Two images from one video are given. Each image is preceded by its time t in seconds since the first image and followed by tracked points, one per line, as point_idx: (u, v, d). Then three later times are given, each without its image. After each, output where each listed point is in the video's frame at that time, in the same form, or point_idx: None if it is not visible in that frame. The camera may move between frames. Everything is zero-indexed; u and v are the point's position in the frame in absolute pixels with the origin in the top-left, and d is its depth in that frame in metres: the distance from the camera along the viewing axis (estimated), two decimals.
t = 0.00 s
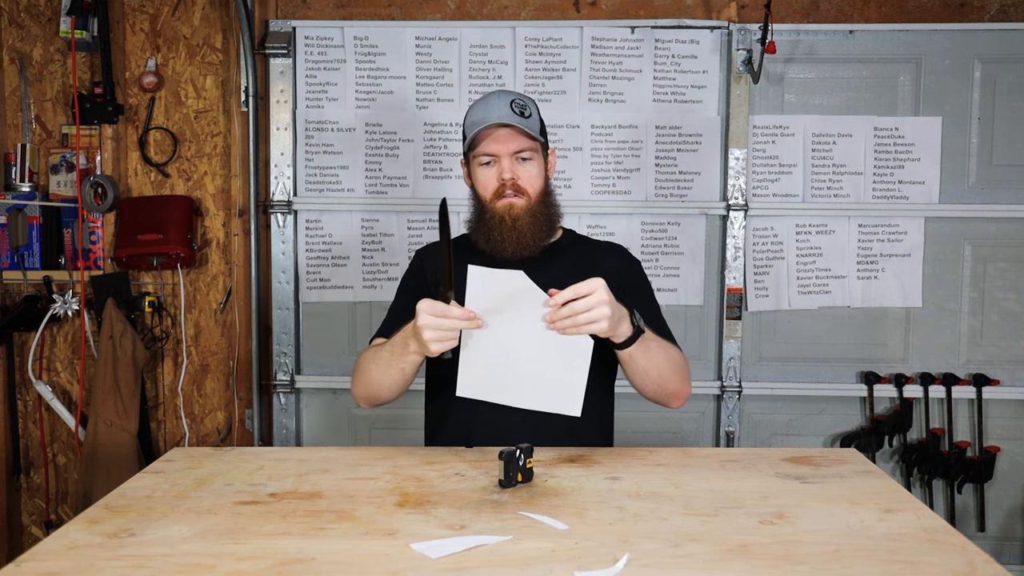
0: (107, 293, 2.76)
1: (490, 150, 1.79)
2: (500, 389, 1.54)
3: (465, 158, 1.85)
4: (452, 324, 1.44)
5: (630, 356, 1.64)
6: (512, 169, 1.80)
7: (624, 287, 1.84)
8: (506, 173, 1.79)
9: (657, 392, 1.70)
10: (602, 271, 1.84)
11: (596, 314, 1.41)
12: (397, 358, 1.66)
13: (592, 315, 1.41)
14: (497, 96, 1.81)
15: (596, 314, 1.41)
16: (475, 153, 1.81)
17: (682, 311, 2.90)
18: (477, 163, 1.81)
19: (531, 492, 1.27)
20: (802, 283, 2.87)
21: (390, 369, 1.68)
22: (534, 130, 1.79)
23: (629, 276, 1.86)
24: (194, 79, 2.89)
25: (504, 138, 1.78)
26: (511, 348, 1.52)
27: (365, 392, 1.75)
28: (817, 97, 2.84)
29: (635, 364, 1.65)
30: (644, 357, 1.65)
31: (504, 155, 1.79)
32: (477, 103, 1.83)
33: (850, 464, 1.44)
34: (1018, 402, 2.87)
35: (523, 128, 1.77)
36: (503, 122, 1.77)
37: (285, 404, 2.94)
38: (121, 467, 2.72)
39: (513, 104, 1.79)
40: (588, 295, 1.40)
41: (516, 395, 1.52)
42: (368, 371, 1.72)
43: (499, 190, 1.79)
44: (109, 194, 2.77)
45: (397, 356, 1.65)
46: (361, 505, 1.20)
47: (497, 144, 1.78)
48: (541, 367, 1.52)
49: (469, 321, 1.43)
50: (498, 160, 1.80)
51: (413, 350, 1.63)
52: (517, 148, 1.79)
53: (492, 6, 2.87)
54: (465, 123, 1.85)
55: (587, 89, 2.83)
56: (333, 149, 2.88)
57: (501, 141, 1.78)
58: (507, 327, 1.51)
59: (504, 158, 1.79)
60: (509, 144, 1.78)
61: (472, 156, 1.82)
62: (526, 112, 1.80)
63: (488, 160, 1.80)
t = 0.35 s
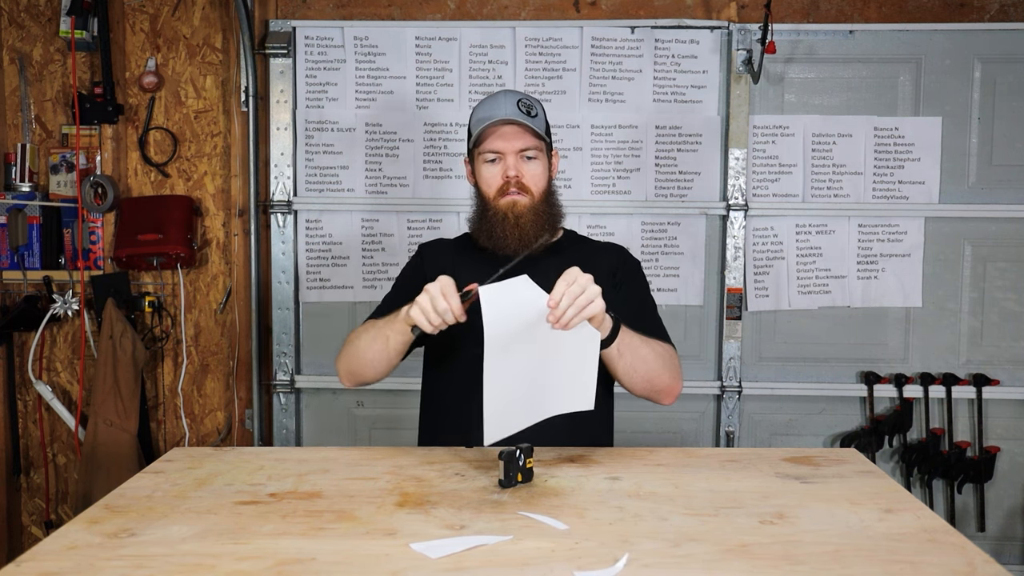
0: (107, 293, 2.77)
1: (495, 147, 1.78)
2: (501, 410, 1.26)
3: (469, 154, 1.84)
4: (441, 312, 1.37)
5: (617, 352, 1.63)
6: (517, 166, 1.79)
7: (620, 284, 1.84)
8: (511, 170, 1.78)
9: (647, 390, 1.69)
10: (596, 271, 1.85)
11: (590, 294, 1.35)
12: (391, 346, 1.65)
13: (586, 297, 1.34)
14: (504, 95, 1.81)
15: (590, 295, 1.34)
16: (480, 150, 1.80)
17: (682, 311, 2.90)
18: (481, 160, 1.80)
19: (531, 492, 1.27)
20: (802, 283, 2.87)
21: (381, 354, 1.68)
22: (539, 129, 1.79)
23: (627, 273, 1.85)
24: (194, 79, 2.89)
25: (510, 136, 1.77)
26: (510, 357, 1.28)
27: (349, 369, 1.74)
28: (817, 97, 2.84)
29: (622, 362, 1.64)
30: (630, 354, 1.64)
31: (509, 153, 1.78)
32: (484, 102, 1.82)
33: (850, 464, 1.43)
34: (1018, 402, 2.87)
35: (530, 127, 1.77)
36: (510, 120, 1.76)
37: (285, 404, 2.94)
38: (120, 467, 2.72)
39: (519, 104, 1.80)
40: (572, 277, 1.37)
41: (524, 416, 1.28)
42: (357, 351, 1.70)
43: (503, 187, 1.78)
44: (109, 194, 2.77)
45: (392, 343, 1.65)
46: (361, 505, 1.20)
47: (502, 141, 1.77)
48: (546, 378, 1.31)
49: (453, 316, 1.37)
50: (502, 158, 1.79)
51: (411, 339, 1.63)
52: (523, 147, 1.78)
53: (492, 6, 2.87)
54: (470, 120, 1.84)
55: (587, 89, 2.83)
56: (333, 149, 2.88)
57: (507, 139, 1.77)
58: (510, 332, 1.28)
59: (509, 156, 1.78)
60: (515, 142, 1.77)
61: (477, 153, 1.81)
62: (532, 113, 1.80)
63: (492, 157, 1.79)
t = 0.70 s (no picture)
0: (107, 293, 2.77)
1: (493, 147, 1.77)
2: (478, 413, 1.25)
3: (468, 155, 1.84)
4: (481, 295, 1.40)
5: (605, 352, 1.63)
6: (516, 166, 1.79)
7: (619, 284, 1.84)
8: (510, 170, 1.78)
9: (639, 391, 1.68)
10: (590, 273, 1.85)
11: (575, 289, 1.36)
12: (415, 322, 1.64)
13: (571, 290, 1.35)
14: (501, 94, 1.79)
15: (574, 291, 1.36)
16: (478, 151, 1.79)
17: (682, 311, 2.90)
18: (480, 161, 1.80)
19: (531, 492, 1.27)
20: (802, 283, 2.87)
21: (402, 329, 1.66)
22: (537, 127, 1.78)
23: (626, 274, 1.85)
24: (194, 79, 2.89)
25: (508, 136, 1.76)
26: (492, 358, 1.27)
27: (362, 338, 1.72)
28: (817, 97, 2.84)
29: (610, 363, 1.64)
30: (620, 354, 1.64)
31: (507, 153, 1.78)
32: (481, 102, 1.81)
33: (850, 464, 1.43)
34: (1018, 402, 2.87)
35: (527, 126, 1.76)
36: (507, 120, 1.75)
37: (285, 404, 2.94)
38: (121, 467, 2.72)
39: (516, 103, 1.78)
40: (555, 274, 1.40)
41: (502, 420, 1.25)
42: (378, 321, 1.68)
43: (503, 188, 1.78)
44: (109, 194, 2.77)
45: (416, 319, 1.63)
46: (361, 505, 1.20)
47: (500, 141, 1.77)
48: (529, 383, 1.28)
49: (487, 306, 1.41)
50: (501, 159, 1.78)
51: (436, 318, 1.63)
52: (521, 146, 1.77)
53: (492, 6, 2.87)
54: (468, 121, 1.83)
55: (587, 89, 2.83)
56: (333, 149, 2.88)
57: (505, 139, 1.76)
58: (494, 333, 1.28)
59: (507, 156, 1.78)
60: (513, 142, 1.77)
61: (475, 154, 1.81)
62: (530, 111, 1.78)
63: (491, 158, 1.79)
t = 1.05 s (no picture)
0: (107, 293, 2.77)
1: (498, 148, 1.77)
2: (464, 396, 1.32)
3: (473, 156, 1.84)
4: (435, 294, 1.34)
5: (614, 353, 1.63)
6: (521, 167, 1.79)
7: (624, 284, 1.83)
8: (515, 171, 1.78)
9: (646, 392, 1.69)
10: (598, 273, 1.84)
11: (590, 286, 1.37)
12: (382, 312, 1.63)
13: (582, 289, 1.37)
14: (506, 95, 1.80)
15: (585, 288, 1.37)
16: (483, 152, 1.79)
17: (682, 311, 2.90)
18: (485, 161, 1.80)
19: (531, 492, 1.27)
20: (802, 283, 2.87)
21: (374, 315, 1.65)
22: (542, 128, 1.77)
23: (630, 274, 1.85)
24: (194, 79, 2.89)
25: (513, 136, 1.77)
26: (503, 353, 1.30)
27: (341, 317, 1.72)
28: (817, 97, 2.84)
29: (619, 364, 1.64)
30: (628, 355, 1.64)
31: (512, 154, 1.78)
32: (485, 103, 1.82)
33: (850, 464, 1.43)
34: (1018, 402, 2.87)
35: (532, 126, 1.76)
36: (511, 120, 1.76)
37: (285, 404, 2.94)
38: (121, 467, 2.72)
39: (521, 102, 1.78)
40: (571, 265, 1.42)
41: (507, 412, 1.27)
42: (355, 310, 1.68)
43: (508, 188, 1.78)
44: (109, 194, 2.77)
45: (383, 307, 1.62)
46: (361, 505, 1.20)
47: (505, 142, 1.77)
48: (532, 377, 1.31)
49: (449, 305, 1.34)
50: (506, 159, 1.78)
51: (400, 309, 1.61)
52: (525, 147, 1.77)
53: (492, 6, 2.87)
54: (473, 122, 1.83)
55: (587, 89, 2.83)
56: (333, 149, 2.88)
57: (510, 140, 1.76)
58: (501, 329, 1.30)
59: (512, 157, 1.78)
60: (518, 142, 1.77)
61: (480, 154, 1.81)
62: (535, 112, 1.78)
63: (496, 158, 1.79)
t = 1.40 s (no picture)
0: (107, 293, 2.76)
1: (500, 147, 1.78)
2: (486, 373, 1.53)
3: (474, 155, 1.84)
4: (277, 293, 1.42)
5: (633, 347, 1.62)
6: (522, 167, 1.79)
7: (631, 283, 1.83)
8: (516, 170, 1.78)
9: (660, 390, 1.69)
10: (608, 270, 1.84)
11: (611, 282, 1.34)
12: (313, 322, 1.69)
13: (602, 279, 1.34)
14: (509, 94, 1.80)
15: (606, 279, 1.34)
16: (485, 150, 1.80)
17: (682, 311, 2.90)
18: (486, 160, 1.81)
19: (531, 492, 1.27)
20: (802, 283, 2.87)
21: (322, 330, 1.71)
22: (545, 127, 1.78)
23: (634, 274, 1.85)
24: (194, 79, 2.89)
25: (514, 135, 1.77)
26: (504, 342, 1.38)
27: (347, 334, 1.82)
28: (817, 97, 2.84)
29: (636, 358, 1.63)
30: (646, 350, 1.63)
31: (514, 153, 1.78)
32: (489, 101, 1.82)
33: (850, 464, 1.43)
34: (1018, 402, 2.87)
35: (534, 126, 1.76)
36: (514, 119, 1.76)
37: (285, 404, 2.94)
38: (121, 467, 2.72)
39: (524, 102, 1.79)
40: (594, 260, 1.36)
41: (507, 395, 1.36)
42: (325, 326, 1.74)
43: (508, 187, 1.78)
44: (109, 194, 2.77)
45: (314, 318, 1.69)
46: (361, 505, 1.20)
47: (506, 141, 1.78)
48: (533, 365, 1.36)
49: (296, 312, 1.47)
50: (507, 159, 1.79)
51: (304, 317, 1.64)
52: (527, 146, 1.78)
53: (492, 6, 2.87)
54: (475, 120, 1.84)
55: (587, 89, 2.83)
56: (333, 149, 2.88)
57: (511, 139, 1.77)
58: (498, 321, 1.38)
59: (513, 156, 1.78)
60: (519, 142, 1.77)
61: (481, 153, 1.82)
62: (538, 111, 1.79)
63: (497, 158, 1.80)
